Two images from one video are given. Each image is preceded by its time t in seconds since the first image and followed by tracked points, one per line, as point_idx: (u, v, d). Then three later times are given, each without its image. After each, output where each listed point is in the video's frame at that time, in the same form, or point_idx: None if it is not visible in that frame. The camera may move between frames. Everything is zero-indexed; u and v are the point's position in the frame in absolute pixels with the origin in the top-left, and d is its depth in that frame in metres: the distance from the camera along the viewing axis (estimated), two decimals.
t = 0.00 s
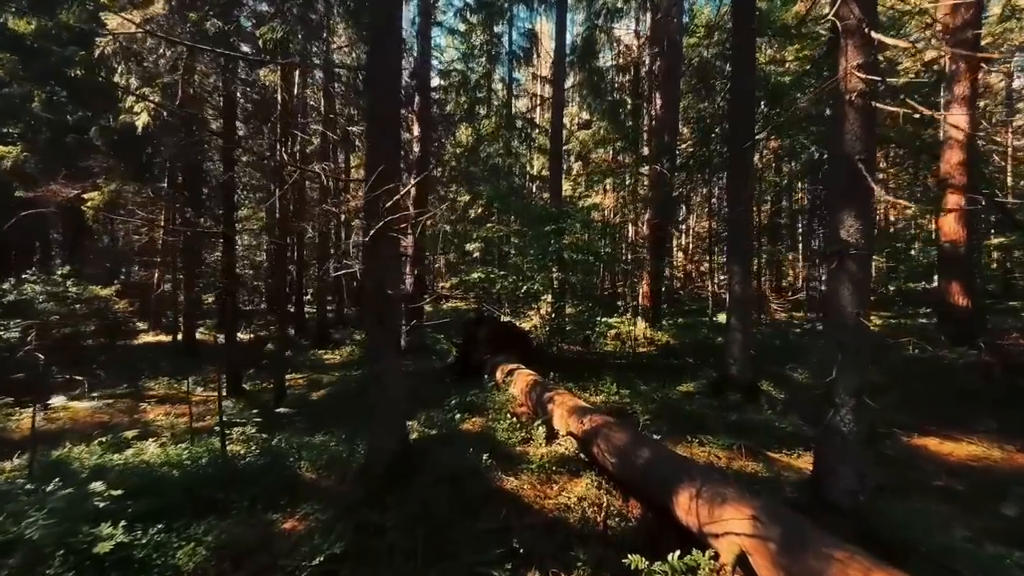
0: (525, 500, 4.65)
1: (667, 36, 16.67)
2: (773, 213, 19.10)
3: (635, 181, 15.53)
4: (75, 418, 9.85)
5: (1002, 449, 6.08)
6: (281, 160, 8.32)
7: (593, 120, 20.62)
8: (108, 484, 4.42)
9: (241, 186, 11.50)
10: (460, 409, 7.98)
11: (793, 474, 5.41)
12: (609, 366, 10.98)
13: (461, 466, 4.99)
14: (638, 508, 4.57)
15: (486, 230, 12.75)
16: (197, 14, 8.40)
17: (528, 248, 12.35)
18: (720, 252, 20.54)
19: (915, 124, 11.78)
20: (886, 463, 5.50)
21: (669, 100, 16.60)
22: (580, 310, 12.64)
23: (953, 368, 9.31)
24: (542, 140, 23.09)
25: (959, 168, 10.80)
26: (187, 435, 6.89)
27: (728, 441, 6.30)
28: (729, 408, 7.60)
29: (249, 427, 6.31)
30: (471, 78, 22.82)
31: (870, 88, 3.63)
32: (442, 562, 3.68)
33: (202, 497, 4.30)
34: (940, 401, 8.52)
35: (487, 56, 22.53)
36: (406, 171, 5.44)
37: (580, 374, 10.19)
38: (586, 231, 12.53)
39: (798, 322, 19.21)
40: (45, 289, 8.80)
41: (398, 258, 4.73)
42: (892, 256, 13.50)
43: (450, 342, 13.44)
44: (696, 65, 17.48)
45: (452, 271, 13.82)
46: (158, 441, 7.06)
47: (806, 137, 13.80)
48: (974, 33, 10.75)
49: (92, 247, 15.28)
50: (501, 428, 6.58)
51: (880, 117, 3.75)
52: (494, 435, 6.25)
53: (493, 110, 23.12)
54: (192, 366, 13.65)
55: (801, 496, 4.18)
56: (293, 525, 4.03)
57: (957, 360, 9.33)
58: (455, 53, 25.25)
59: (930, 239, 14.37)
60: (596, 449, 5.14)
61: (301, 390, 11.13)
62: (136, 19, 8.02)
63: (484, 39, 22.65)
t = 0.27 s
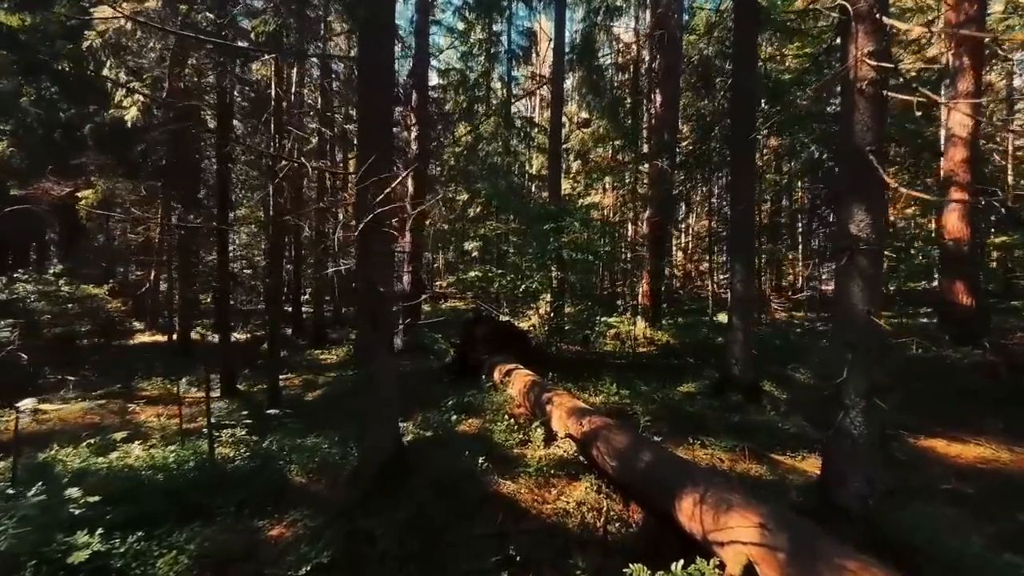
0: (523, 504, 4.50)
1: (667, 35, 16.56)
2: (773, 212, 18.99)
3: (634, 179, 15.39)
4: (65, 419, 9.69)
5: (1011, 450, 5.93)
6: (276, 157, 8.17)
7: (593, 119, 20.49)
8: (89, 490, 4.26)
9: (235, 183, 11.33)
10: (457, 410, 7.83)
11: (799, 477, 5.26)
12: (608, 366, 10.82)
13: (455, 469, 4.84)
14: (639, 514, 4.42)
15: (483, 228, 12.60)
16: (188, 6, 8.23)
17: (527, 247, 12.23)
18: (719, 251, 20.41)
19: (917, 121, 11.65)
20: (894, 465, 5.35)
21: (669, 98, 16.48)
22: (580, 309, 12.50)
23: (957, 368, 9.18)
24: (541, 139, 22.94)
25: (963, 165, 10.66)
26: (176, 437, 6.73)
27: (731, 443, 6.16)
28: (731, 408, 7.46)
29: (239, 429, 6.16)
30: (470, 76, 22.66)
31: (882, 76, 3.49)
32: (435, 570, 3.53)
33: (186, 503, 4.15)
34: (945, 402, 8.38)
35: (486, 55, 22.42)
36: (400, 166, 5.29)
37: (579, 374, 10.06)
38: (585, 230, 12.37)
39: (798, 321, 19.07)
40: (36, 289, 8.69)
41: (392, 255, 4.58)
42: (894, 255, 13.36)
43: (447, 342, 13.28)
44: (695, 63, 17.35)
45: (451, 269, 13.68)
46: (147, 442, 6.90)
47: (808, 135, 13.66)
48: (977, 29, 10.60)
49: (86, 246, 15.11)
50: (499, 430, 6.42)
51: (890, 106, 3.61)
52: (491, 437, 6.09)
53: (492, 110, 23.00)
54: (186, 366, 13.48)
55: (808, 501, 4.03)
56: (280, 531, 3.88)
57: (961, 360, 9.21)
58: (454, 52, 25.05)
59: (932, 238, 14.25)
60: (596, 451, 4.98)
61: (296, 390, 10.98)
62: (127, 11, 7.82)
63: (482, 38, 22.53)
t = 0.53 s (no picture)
0: (515, 512, 4.30)
1: (665, 32, 16.39)
2: (772, 211, 18.83)
3: (633, 178, 15.20)
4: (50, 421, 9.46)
5: (1019, 453, 5.76)
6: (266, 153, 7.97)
7: (591, 117, 20.30)
8: (60, 497, 4.06)
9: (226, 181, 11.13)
10: (450, 411, 7.62)
11: (802, 482, 5.08)
12: (606, 367, 10.64)
13: (445, 474, 4.64)
14: (637, 520, 4.23)
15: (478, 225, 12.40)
16: None
17: (524, 245, 12.04)
18: (718, 250, 20.23)
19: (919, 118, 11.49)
20: (900, 469, 5.17)
21: (667, 96, 16.30)
22: (577, 309, 12.31)
23: (960, 369, 9.02)
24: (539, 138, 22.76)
25: (965, 163, 10.50)
26: (158, 441, 6.52)
27: (731, 446, 5.97)
28: (731, 410, 7.28)
29: (222, 433, 5.95)
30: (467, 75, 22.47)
31: (892, 60, 3.30)
32: None
33: (160, 512, 3.94)
34: (949, 404, 8.22)
35: (484, 53, 22.24)
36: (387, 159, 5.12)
37: (576, 374, 9.87)
38: (583, 229, 12.19)
39: (798, 321, 18.91)
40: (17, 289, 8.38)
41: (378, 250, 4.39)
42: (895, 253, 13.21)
43: (443, 342, 13.08)
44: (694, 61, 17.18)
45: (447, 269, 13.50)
46: (129, 446, 6.69)
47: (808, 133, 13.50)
48: (980, 24, 10.44)
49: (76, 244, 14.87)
50: (492, 432, 6.23)
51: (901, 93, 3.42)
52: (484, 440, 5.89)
53: (489, 108, 22.80)
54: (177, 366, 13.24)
55: (813, 508, 3.85)
56: (258, 541, 3.68)
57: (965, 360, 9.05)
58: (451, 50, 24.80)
59: (934, 237, 14.09)
60: (592, 455, 4.79)
61: (288, 392, 10.77)
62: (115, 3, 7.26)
63: (480, 36, 22.33)
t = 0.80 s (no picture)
0: (507, 520, 4.11)
1: (665, 29, 16.19)
2: (772, 210, 18.65)
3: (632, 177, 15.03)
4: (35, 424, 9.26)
5: None
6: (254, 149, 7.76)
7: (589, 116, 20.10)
8: (27, 509, 3.86)
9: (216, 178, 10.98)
10: (443, 414, 7.42)
11: (805, 488, 4.90)
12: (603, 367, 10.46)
13: (434, 481, 4.46)
14: (633, 529, 4.05)
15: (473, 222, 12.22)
16: None
17: (520, 244, 11.86)
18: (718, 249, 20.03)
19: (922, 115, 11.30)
20: (907, 475, 4.99)
21: (667, 93, 16.10)
22: (575, 309, 12.11)
23: (965, 370, 8.84)
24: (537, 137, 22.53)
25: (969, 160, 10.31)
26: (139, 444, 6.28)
27: (731, 449, 5.78)
28: (731, 412, 7.10)
29: (205, 436, 5.73)
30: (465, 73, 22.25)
31: (905, 44, 3.10)
32: None
33: (131, 524, 3.75)
34: (954, 406, 8.04)
35: (482, 51, 22.03)
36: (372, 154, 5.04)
37: (573, 375, 9.68)
38: (581, 228, 11.99)
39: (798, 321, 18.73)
40: None
41: (361, 245, 4.22)
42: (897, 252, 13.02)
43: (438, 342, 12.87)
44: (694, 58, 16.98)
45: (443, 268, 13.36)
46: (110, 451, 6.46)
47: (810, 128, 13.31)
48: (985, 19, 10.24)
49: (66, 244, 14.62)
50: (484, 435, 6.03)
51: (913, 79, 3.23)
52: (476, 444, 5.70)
53: (487, 106, 22.57)
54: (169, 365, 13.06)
55: (819, 518, 3.66)
56: (234, 554, 3.48)
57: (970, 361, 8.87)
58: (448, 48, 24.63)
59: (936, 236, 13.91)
60: (587, 460, 4.60)
61: (280, 393, 10.57)
62: None
63: (478, 34, 22.11)
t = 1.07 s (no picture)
0: (498, 531, 3.93)
1: (664, 27, 16.00)
2: (773, 209, 18.46)
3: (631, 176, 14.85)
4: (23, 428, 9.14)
5: None
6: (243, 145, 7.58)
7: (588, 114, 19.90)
8: None
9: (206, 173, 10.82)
10: (436, 417, 7.24)
11: (809, 496, 4.71)
12: (601, 368, 10.28)
13: (422, 490, 4.28)
14: (630, 540, 3.87)
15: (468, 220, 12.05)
16: None
17: (516, 244, 11.70)
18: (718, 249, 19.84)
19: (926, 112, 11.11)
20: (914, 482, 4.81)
21: (666, 92, 15.92)
22: (573, 309, 11.93)
23: (971, 371, 8.65)
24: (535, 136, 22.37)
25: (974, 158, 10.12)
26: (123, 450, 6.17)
27: (733, 454, 5.60)
28: (732, 415, 6.92)
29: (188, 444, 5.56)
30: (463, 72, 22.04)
31: (917, 30, 2.93)
32: None
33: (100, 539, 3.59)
34: (959, 408, 7.86)
35: (480, 49, 21.82)
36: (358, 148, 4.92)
37: (570, 377, 9.50)
38: (579, 227, 11.82)
39: (799, 321, 18.53)
40: None
41: (344, 242, 4.05)
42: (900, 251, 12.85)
43: (434, 342, 12.68)
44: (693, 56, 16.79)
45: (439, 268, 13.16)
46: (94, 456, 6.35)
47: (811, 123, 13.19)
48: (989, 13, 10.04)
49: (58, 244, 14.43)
50: (478, 439, 5.86)
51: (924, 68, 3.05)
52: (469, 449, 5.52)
53: (485, 105, 22.37)
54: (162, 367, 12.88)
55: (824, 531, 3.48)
56: (206, 570, 3.32)
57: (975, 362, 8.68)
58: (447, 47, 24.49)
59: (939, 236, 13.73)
60: (583, 467, 4.42)
61: (272, 396, 10.40)
62: None
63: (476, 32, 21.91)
